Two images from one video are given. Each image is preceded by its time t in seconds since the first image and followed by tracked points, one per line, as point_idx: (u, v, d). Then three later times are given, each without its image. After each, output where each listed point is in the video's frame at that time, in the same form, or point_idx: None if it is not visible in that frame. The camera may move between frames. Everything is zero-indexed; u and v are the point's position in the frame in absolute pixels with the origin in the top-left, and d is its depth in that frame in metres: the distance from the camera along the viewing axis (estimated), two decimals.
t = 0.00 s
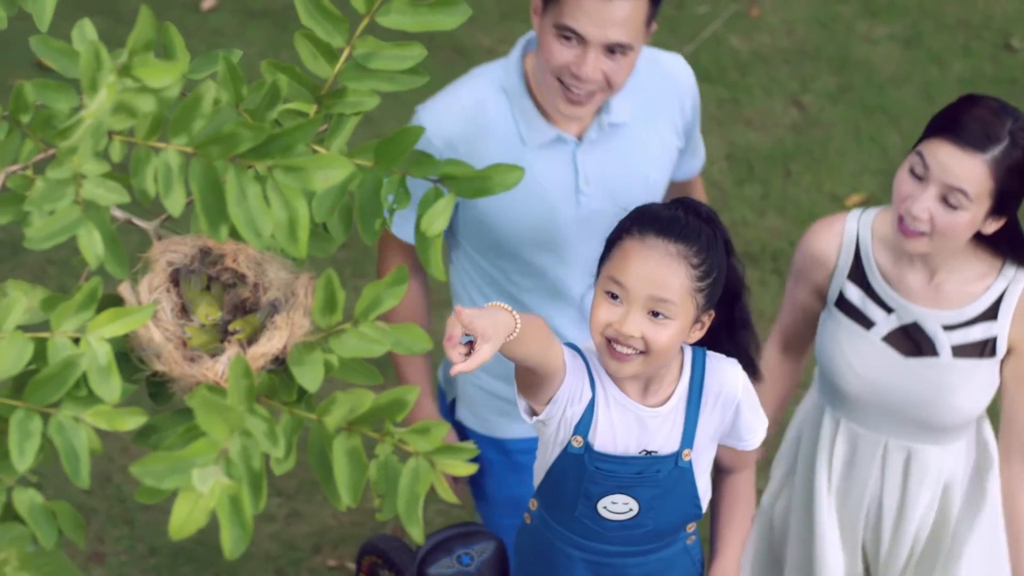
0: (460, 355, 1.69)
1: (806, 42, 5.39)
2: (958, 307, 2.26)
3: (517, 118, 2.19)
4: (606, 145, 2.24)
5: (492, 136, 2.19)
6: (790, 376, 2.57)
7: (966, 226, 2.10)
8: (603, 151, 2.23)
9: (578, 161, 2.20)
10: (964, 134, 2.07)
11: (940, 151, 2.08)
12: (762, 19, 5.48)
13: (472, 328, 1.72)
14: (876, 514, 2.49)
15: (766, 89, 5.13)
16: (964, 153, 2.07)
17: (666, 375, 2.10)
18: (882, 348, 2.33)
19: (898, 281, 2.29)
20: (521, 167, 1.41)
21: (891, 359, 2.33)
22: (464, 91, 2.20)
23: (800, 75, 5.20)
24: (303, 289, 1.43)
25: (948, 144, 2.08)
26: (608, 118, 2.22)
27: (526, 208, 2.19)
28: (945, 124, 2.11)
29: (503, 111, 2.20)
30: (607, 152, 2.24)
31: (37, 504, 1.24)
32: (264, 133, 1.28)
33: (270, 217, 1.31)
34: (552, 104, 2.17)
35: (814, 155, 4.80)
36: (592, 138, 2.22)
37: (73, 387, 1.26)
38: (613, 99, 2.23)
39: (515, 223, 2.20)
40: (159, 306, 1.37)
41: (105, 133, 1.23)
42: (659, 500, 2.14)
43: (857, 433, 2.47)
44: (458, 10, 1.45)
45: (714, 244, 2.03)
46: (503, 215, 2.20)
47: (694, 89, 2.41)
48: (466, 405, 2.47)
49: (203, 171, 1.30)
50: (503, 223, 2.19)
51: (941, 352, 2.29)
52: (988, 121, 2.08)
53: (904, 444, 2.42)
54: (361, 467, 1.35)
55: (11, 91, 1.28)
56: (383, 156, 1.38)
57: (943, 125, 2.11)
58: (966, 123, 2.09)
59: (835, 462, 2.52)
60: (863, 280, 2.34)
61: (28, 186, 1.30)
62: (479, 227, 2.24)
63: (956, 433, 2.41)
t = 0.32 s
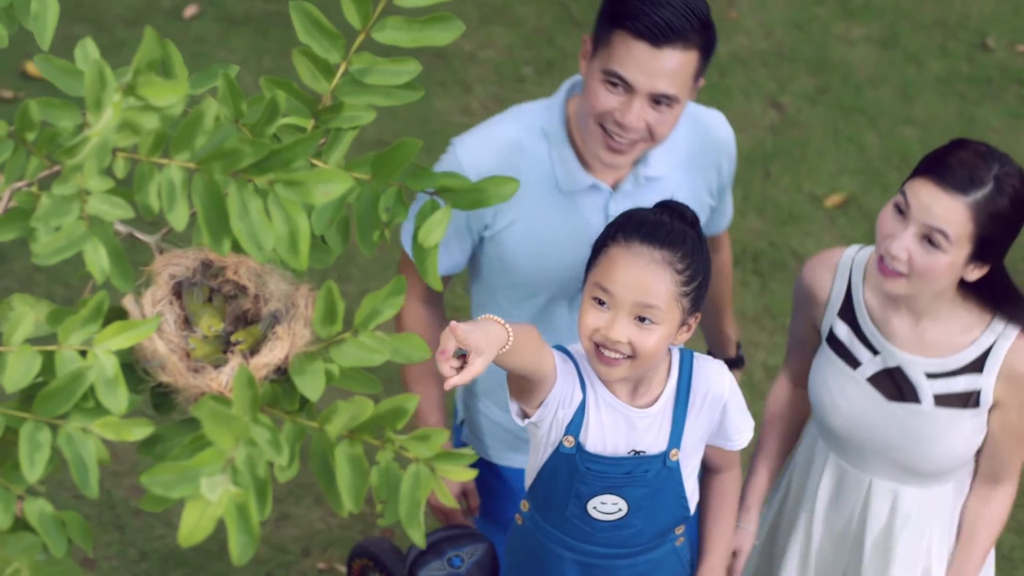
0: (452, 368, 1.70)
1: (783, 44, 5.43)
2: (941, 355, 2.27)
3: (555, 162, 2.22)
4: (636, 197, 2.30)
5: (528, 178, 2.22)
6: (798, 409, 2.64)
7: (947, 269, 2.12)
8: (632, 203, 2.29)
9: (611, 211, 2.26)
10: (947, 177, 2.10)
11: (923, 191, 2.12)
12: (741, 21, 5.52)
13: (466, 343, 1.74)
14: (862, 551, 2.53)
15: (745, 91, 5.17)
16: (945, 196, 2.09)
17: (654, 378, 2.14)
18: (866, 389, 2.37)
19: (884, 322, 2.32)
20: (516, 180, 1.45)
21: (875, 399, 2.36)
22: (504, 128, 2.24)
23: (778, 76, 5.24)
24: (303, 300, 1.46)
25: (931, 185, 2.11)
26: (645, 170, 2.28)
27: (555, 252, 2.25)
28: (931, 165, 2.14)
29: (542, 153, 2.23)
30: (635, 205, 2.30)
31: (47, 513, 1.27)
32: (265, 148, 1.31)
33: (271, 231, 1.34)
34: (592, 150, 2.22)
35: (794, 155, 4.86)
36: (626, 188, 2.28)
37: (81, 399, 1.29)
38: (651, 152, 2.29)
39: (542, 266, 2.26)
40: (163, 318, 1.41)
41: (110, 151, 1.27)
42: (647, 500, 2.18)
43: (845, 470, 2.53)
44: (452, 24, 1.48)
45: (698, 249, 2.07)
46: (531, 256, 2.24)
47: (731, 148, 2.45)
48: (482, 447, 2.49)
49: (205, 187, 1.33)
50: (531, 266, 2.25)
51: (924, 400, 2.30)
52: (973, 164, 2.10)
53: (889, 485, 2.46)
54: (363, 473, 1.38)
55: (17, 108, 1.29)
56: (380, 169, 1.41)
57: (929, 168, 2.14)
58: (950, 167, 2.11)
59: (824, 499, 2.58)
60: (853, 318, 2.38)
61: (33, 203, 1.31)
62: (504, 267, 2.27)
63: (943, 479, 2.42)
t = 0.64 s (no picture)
0: (445, 360, 1.75)
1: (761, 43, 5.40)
2: (928, 407, 2.19)
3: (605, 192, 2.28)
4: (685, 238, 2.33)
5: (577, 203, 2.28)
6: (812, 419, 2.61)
7: (932, 322, 2.07)
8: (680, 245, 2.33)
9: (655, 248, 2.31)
10: (938, 230, 2.06)
11: (911, 241, 2.09)
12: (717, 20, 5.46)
13: (459, 335, 1.76)
14: None
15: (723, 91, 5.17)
16: (933, 248, 2.05)
17: (641, 378, 2.19)
18: (852, 417, 2.35)
19: (885, 359, 2.28)
20: (510, 189, 1.49)
21: (858, 429, 2.33)
22: (564, 146, 2.30)
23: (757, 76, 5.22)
24: (303, 308, 1.51)
25: (919, 236, 2.08)
26: (696, 215, 2.30)
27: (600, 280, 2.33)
28: (925, 218, 2.10)
29: (595, 181, 2.29)
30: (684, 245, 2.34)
31: (57, 520, 1.30)
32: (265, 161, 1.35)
33: (273, 242, 1.37)
34: (646, 183, 2.28)
35: (773, 154, 4.87)
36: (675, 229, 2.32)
37: (89, 408, 1.32)
38: (706, 197, 2.30)
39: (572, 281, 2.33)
40: (166, 328, 1.44)
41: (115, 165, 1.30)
42: (636, 500, 2.23)
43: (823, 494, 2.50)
44: (445, 37, 1.51)
45: (681, 250, 2.10)
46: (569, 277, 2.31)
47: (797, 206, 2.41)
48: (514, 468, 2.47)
49: (207, 199, 1.36)
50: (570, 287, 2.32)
51: (900, 443, 2.25)
52: (965, 220, 2.05)
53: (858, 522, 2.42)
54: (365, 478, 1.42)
55: (23, 123, 1.32)
56: (376, 180, 1.45)
57: (924, 219, 2.10)
58: (942, 219, 2.07)
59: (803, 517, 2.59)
60: (862, 347, 2.36)
61: (39, 216, 1.34)
62: (546, 284, 2.35)
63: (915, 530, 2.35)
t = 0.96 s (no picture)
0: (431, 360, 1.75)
1: (742, 40, 5.39)
2: (917, 437, 2.21)
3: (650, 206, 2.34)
4: (724, 261, 2.36)
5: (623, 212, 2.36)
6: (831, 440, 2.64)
7: (932, 354, 2.08)
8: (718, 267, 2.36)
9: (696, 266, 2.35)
10: (941, 261, 2.06)
11: (914, 272, 2.10)
12: (698, 18, 5.49)
13: (441, 338, 1.80)
14: None
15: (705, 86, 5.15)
16: (935, 279, 2.06)
17: (630, 372, 2.22)
18: (847, 433, 2.39)
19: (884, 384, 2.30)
20: (507, 193, 1.51)
21: (849, 447, 2.37)
22: (616, 157, 2.38)
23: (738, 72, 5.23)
24: (304, 310, 1.52)
25: (922, 266, 2.09)
26: (737, 239, 2.32)
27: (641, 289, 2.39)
28: (928, 249, 2.11)
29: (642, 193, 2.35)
30: (723, 267, 2.36)
31: (66, 522, 1.32)
32: (266, 168, 1.39)
33: (275, 246, 1.39)
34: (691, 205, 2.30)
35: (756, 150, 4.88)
36: (715, 250, 2.34)
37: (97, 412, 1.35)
38: (750, 221, 2.31)
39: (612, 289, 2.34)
40: (170, 332, 1.46)
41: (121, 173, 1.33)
42: (627, 493, 2.26)
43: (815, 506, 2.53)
44: (439, 44, 1.53)
45: (668, 248, 2.14)
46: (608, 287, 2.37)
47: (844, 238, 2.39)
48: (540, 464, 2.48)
49: (210, 205, 1.38)
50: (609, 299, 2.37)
51: (884, 469, 2.28)
52: (967, 254, 2.06)
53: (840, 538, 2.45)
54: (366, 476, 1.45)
55: (29, 132, 1.34)
56: (375, 185, 1.48)
57: (928, 250, 2.11)
58: (946, 250, 2.07)
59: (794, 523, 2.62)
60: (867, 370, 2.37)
61: (44, 224, 1.37)
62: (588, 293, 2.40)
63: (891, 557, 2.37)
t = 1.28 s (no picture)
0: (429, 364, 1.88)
1: (722, 34, 5.41)
2: (902, 454, 2.19)
3: (676, 218, 2.33)
4: (748, 276, 2.33)
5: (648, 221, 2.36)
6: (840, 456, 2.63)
7: (916, 367, 2.07)
8: (742, 282, 2.34)
9: (716, 280, 2.33)
10: (922, 273, 2.06)
11: (895, 285, 2.09)
12: (679, 14, 5.51)
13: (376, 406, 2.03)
14: None
15: (686, 82, 5.18)
16: (916, 291, 2.05)
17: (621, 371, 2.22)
18: (837, 449, 2.34)
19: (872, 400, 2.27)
20: (503, 194, 1.53)
21: (841, 463, 2.33)
22: (645, 164, 2.38)
23: (719, 67, 5.25)
24: (305, 312, 1.56)
25: (903, 279, 2.08)
26: (761, 255, 2.30)
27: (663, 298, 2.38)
28: (911, 262, 2.10)
29: (668, 204, 2.36)
30: (747, 282, 2.34)
31: (76, 522, 1.35)
32: (269, 172, 1.40)
33: (277, 250, 1.41)
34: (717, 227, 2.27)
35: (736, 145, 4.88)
36: (737, 265, 2.32)
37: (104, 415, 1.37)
38: (775, 238, 2.29)
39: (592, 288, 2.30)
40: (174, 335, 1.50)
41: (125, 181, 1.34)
42: (618, 487, 2.29)
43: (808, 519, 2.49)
44: (436, 49, 1.57)
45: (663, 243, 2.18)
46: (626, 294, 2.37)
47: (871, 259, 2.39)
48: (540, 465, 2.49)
49: (213, 209, 1.40)
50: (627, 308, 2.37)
51: (871, 485, 2.25)
52: (948, 263, 2.06)
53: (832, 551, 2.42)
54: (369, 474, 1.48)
55: (34, 140, 1.36)
56: (374, 188, 1.51)
57: (909, 263, 2.10)
58: (927, 264, 2.07)
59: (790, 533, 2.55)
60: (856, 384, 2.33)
61: (50, 230, 1.39)
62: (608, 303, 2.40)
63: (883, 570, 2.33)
